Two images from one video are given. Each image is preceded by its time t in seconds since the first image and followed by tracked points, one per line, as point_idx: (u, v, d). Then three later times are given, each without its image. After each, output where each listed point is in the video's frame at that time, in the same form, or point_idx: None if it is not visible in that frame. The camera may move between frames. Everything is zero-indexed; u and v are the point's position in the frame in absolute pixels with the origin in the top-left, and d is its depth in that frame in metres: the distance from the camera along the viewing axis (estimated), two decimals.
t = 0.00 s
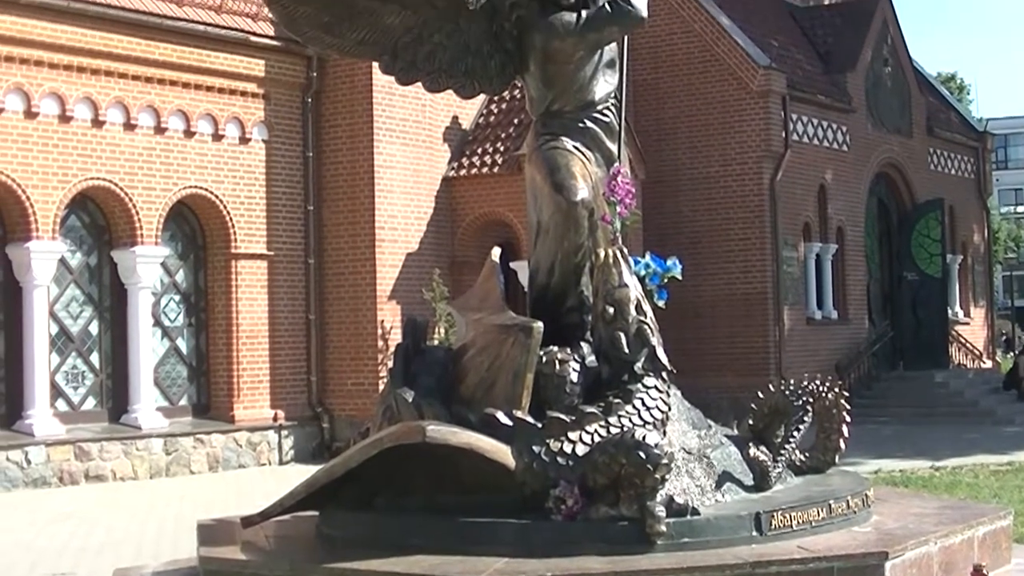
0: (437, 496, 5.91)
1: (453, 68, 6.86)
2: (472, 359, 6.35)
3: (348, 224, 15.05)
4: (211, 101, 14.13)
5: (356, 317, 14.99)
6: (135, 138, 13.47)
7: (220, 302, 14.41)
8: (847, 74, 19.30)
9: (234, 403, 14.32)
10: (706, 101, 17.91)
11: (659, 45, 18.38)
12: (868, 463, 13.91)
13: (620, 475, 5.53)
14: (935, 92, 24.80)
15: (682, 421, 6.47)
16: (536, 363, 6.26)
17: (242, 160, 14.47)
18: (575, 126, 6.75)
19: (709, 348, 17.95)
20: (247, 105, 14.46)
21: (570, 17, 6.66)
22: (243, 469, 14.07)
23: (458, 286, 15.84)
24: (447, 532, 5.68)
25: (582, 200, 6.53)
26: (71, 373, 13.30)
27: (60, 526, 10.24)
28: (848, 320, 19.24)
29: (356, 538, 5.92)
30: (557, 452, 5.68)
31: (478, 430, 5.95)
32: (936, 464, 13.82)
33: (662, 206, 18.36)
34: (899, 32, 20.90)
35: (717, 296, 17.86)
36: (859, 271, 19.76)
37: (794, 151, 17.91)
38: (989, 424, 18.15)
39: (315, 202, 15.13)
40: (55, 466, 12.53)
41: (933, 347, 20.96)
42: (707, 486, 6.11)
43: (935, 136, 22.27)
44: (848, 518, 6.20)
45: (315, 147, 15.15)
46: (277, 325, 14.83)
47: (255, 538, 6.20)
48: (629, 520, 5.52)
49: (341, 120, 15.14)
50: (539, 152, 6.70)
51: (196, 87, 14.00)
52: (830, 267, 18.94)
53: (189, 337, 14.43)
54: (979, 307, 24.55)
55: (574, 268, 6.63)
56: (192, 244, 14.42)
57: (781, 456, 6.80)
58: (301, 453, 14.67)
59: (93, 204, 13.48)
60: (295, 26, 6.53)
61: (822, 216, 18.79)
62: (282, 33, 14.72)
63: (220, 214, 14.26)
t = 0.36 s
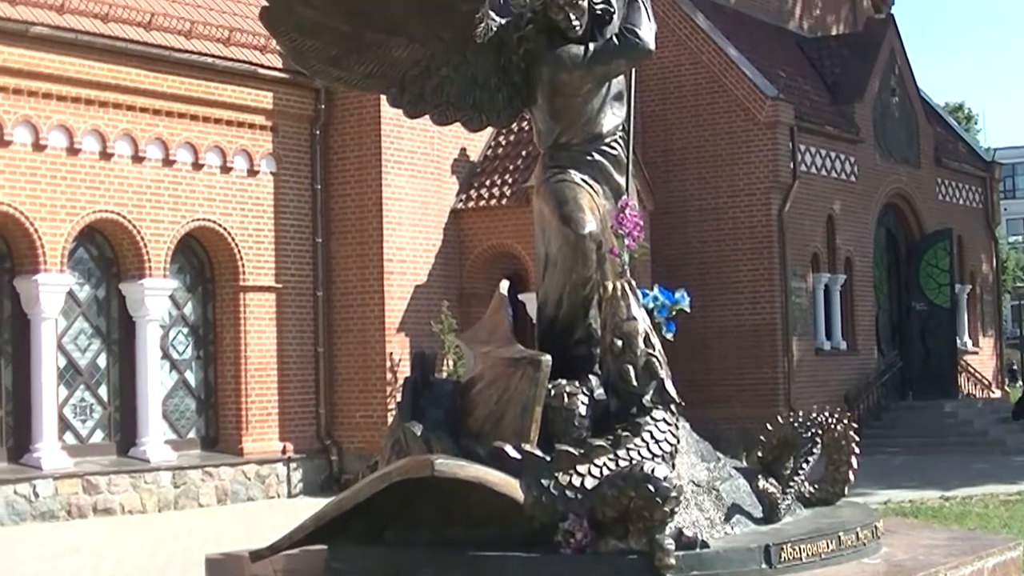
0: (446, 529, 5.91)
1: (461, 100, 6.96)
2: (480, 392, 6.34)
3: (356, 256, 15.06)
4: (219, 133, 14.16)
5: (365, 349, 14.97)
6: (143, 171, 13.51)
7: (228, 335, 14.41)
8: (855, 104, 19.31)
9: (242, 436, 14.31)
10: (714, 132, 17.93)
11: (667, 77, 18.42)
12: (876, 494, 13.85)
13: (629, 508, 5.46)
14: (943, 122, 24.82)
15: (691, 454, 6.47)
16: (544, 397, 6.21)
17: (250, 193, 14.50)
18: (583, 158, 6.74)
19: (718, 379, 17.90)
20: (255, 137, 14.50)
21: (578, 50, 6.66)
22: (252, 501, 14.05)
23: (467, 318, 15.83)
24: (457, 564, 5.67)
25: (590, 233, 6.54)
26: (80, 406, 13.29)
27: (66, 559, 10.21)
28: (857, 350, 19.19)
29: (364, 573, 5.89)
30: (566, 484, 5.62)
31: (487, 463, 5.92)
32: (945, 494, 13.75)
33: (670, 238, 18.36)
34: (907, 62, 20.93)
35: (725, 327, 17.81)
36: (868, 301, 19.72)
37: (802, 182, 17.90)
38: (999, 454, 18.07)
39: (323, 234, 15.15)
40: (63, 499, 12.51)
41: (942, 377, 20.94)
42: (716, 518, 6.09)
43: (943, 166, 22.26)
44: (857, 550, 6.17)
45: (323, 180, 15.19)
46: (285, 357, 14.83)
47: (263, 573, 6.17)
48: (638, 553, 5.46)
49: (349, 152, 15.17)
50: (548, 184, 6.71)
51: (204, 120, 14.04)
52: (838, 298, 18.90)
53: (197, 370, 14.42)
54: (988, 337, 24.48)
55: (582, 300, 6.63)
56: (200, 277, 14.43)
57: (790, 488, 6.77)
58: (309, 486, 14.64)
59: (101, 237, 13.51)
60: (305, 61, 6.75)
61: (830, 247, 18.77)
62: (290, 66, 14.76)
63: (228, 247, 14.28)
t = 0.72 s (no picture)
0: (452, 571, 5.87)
1: (464, 138, 6.99)
2: (486, 431, 6.31)
3: (362, 294, 15.07)
4: (223, 173, 14.19)
5: (371, 388, 14.95)
6: (148, 211, 13.54)
7: (235, 374, 14.40)
8: (859, 137, 19.32)
9: (249, 475, 14.27)
10: (719, 167, 17.95)
11: (671, 112, 18.46)
12: (885, 527, 13.77)
13: (636, 545, 5.47)
14: (947, 154, 24.83)
15: (698, 489, 6.39)
16: (550, 435, 6.23)
17: (255, 232, 14.52)
18: (587, 195, 6.75)
19: (725, 414, 17.84)
20: (260, 176, 14.53)
21: (582, 87, 6.69)
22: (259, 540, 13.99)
23: (473, 355, 15.80)
24: None
25: (595, 270, 6.51)
26: (86, 447, 13.28)
27: None
28: (864, 383, 19.13)
29: None
30: (573, 522, 5.60)
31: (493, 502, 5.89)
32: (955, 527, 13.67)
33: (676, 273, 18.34)
34: (911, 94, 20.96)
35: (732, 362, 17.76)
36: (875, 334, 19.67)
37: (807, 216, 17.90)
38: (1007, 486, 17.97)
39: (329, 273, 15.17)
40: (70, 540, 12.48)
41: (950, 409, 20.99)
42: (724, 555, 6.07)
43: (948, 198, 22.26)
44: None
45: (328, 218, 15.21)
46: (292, 396, 14.81)
47: None
48: None
49: (354, 191, 15.20)
50: (552, 222, 6.70)
51: (209, 159, 14.06)
52: (844, 331, 18.85)
53: (204, 410, 14.39)
54: (995, 368, 24.43)
55: (588, 337, 6.60)
56: (206, 316, 14.43)
57: (798, 523, 6.72)
58: (317, 525, 14.58)
59: (106, 277, 13.52)
60: (308, 100, 6.79)
61: (836, 280, 18.74)
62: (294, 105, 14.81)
63: (234, 286, 14.30)
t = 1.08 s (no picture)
0: None
1: (468, 170, 6.99)
2: (489, 463, 6.25)
3: (366, 324, 15.07)
4: (227, 204, 14.22)
5: (375, 419, 14.93)
6: (152, 242, 13.56)
7: (238, 405, 14.38)
8: (863, 168, 19.34)
9: (252, 506, 14.25)
10: (722, 197, 17.96)
11: (675, 143, 18.48)
12: (889, 558, 13.72)
13: None
14: (950, 184, 24.84)
15: (703, 520, 6.37)
16: (554, 467, 6.18)
17: (259, 262, 14.53)
18: (591, 227, 6.75)
19: (729, 445, 17.79)
20: (264, 207, 14.55)
21: (585, 118, 6.71)
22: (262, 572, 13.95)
23: (477, 387, 15.77)
24: None
25: (598, 301, 6.51)
26: (89, 478, 13.25)
27: None
28: (868, 414, 19.09)
29: None
30: (577, 554, 5.75)
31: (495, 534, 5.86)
32: (959, 558, 13.61)
33: (679, 304, 18.30)
34: (914, 125, 20.99)
35: (737, 393, 17.72)
36: (879, 364, 19.64)
37: (810, 247, 17.91)
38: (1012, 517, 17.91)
39: (333, 303, 15.17)
40: (72, 570, 12.45)
41: (955, 439, 20.80)
42: None
43: (951, 228, 22.27)
44: None
45: (332, 249, 15.22)
46: (296, 427, 14.79)
47: None
48: None
49: (358, 222, 15.21)
50: (555, 254, 6.70)
51: (213, 190, 14.08)
52: (848, 362, 18.82)
53: (207, 440, 14.36)
54: (999, 399, 24.36)
55: (592, 368, 6.58)
56: (210, 347, 14.42)
57: (802, 554, 6.70)
58: (320, 556, 14.53)
59: (110, 307, 13.53)
60: (312, 131, 6.79)
61: (840, 311, 18.72)
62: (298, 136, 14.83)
63: (238, 317, 14.30)
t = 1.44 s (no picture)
0: None
1: (468, 206, 7.01)
2: (492, 498, 6.24)
3: (368, 360, 15.07)
4: (229, 240, 14.23)
5: (377, 454, 14.90)
6: (153, 278, 13.57)
7: (240, 442, 14.36)
8: (863, 200, 19.36)
9: (255, 542, 14.21)
10: (723, 230, 17.99)
11: (675, 176, 18.51)
12: None
13: None
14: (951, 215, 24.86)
15: (705, 555, 6.46)
16: (557, 502, 6.20)
17: (261, 299, 14.54)
18: (591, 262, 6.76)
19: (732, 477, 17.75)
20: (265, 243, 14.57)
21: (585, 153, 6.74)
22: None
23: (479, 422, 15.74)
24: None
25: (599, 336, 6.50)
26: (91, 514, 13.22)
27: None
28: (871, 446, 19.05)
29: None
30: None
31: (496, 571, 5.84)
32: None
33: (681, 337, 18.28)
34: (914, 156, 21.03)
35: (740, 426, 17.69)
36: (881, 396, 19.61)
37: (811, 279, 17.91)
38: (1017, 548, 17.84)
39: (334, 339, 15.17)
40: None
41: (958, 470, 20.85)
42: None
43: (953, 259, 22.28)
44: None
45: (333, 285, 15.23)
46: (298, 463, 14.76)
47: None
48: None
49: (359, 258, 15.22)
50: (556, 289, 6.71)
51: (214, 226, 14.11)
52: (851, 394, 18.78)
53: (209, 477, 14.33)
54: (1001, 429, 24.33)
55: (593, 404, 6.57)
56: (212, 384, 14.41)
57: None
58: None
59: (111, 344, 13.53)
60: (312, 167, 6.81)
61: (842, 343, 18.70)
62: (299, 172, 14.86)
63: (239, 353, 14.30)
